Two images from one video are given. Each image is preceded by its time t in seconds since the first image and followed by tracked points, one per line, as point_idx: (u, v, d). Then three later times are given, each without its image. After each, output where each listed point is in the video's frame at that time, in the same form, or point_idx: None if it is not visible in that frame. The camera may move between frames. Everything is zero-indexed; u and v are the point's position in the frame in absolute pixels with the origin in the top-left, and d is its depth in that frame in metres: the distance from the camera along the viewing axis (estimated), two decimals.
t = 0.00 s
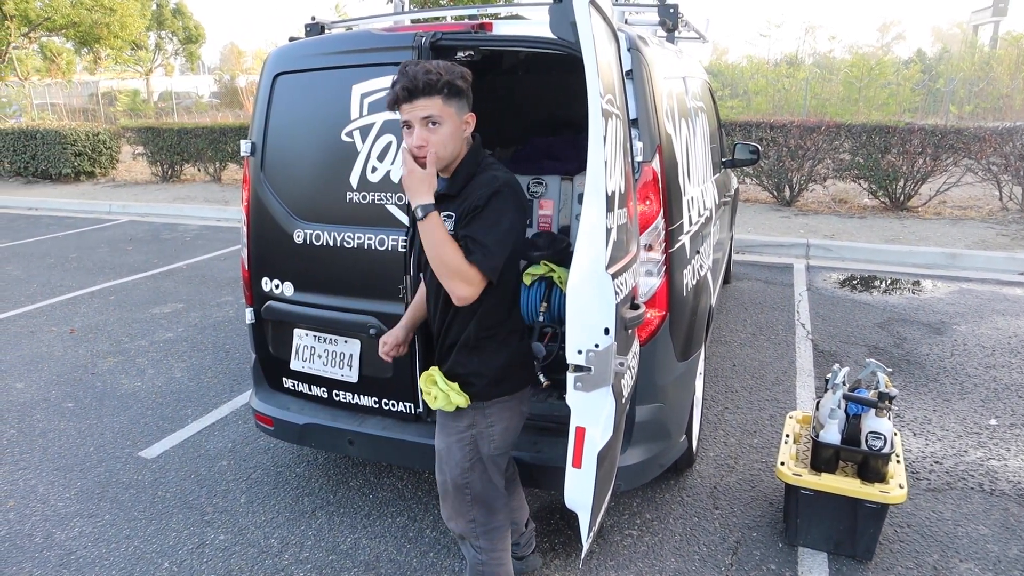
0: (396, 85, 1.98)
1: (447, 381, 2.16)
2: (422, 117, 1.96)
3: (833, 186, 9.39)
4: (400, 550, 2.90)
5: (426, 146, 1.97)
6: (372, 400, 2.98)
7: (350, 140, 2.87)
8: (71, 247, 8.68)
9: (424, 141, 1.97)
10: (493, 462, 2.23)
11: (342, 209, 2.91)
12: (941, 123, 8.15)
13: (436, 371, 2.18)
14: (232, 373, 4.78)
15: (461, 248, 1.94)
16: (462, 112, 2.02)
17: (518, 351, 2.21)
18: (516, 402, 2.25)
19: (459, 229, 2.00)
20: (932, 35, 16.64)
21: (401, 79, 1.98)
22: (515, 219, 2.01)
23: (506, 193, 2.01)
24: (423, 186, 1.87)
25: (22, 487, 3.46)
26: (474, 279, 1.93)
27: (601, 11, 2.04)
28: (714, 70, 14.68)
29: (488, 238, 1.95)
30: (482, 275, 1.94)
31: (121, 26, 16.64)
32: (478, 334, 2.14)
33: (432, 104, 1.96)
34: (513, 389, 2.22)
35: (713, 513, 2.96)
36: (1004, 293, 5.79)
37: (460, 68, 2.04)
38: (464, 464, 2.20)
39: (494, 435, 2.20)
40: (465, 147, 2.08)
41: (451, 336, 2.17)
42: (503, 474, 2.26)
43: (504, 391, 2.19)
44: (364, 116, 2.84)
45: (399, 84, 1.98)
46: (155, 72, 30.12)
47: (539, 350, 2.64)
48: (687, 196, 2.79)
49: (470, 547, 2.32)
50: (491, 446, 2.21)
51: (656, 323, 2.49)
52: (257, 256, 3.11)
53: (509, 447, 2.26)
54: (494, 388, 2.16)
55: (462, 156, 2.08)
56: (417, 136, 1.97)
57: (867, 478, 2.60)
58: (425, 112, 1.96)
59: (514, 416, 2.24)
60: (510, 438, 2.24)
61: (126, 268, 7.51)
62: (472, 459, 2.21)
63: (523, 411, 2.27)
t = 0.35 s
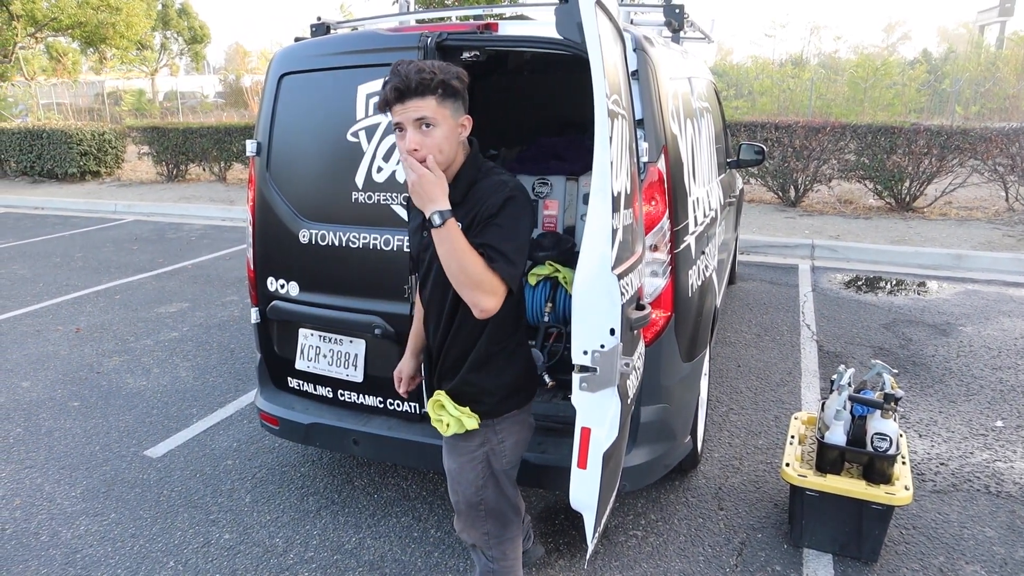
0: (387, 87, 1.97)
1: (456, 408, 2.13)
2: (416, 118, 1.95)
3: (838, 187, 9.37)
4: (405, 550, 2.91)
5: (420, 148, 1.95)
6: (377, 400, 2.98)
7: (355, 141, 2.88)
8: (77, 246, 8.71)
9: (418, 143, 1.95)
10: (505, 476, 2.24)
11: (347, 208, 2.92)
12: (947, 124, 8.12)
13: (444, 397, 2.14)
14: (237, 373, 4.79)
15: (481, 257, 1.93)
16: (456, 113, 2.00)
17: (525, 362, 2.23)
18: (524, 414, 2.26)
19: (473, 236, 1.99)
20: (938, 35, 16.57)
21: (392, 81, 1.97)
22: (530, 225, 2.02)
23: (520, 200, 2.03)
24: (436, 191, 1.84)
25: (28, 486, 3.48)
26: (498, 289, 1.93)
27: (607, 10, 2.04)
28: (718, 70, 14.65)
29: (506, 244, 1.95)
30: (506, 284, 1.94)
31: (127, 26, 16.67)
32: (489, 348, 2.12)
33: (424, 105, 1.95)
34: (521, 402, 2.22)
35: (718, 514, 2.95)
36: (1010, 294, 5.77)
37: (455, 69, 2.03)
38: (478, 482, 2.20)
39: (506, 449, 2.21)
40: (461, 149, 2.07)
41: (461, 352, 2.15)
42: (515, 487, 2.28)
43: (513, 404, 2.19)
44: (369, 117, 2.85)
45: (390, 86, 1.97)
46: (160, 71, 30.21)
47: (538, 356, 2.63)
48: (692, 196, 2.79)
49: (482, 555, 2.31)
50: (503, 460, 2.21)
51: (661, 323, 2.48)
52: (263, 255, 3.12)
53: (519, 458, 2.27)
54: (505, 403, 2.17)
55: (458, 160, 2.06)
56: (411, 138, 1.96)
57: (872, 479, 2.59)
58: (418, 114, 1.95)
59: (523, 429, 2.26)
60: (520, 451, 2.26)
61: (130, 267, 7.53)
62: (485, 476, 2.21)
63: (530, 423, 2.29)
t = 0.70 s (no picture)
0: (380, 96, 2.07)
1: (456, 406, 2.15)
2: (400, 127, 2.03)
3: (845, 188, 9.35)
4: (414, 549, 2.92)
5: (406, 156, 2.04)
6: (386, 400, 3.00)
7: (365, 141, 2.89)
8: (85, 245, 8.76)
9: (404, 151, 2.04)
10: (507, 478, 2.24)
11: (357, 209, 2.93)
12: (955, 125, 8.10)
13: (444, 396, 2.16)
14: (245, 372, 4.82)
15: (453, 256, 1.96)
16: (445, 113, 2.02)
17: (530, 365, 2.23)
18: (530, 419, 2.27)
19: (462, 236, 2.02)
20: (946, 35, 16.51)
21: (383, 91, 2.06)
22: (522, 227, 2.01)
23: (513, 201, 2.02)
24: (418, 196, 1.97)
25: (39, 483, 3.50)
26: (461, 291, 1.94)
27: (619, 12, 2.05)
28: (724, 70, 14.63)
29: (489, 245, 1.94)
30: (471, 286, 1.93)
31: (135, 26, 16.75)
32: (490, 351, 2.13)
33: (405, 114, 2.00)
34: (527, 405, 2.23)
35: (726, 515, 2.96)
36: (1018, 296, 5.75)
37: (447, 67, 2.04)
38: (479, 481, 2.22)
39: (508, 452, 2.21)
40: (456, 150, 2.07)
41: (463, 353, 2.17)
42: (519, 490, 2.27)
43: (519, 408, 2.19)
44: (380, 117, 2.86)
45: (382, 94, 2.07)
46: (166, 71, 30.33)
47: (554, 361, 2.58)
48: (702, 197, 2.80)
49: (489, 556, 2.32)
50: (506, 463, 2.22)
51: (671, 324, 2.49)
52: (273, 255, 3.13)
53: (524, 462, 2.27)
54: (509, 407, 2.17)
55: (455, 159, 2.08)
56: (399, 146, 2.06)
57: (881, 481, 2.60)
58: (400, 122, 2.01)
59: (528, 433, 2.26)
60: (524, 454, 2.26)
61: (138, 266, 7.57)
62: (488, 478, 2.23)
63: (536, 427, 2.30)
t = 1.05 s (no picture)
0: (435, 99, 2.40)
1: (437, 385, 2.24)
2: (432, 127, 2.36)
3: (850, 188, 9.34)
4: (420, 545, 2.95)
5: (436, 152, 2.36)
6: (392, 398, 3.02)
7: (373, 141, 2.92)
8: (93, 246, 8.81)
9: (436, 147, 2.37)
10: (494, 467, 2.29)
11: (365, 208, 2.96)
12: (961, 125, 8.10)
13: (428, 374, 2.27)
14: (253, 371, 4.84)
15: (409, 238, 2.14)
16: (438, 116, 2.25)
17: (517, 356, 2.26)
18: (519, 415, 2.29)
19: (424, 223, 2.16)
20: (952, 35, 16.49)
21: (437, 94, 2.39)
22: (466, 221, 2.05)
23: (462, 193, 2.07)
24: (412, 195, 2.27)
25: (48, 481, 3.54)
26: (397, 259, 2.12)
27: (627, 14, 2.07)
28: (729, 71, 14.63)
29: (429, 237, 2.05)
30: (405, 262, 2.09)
31: (142, 27, 16.84)
32: (467, 340, 2.24)
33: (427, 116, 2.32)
34: (513, 397, 2.26)
35: (730, 513, 2.97)
36: None
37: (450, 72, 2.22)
38: (464, 464, 2.31)
39: (491, 440, 2.26)
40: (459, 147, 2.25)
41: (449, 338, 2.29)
42: (507, 481, 2.30)
43: (502, 398, 2.25)
44: (388, 117, 2.89)
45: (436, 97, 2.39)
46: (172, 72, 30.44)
47: (564, 364, 2.48)
48: (707, 197, 2.82)
49: (486, 547, 2.37)
50: (491, 451, 2.27)
51: (676, 323, 2.51)
52: (281, 253, 3.16)
53: (514, 455, 2.30)
54: (489, 396, 2.24)
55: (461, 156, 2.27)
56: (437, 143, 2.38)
57: (885, 479, 2.61)
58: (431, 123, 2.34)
59: (514, 427, 2.28)
60: (511, 445, 2.29)
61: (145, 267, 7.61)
62: (473, 462, 2.31)
63: (528, 423, 2.31)
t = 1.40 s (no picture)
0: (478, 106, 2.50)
1: (443, 354, 2.35)
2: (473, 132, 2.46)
3: (853, 189, 9.33)
4: (421, 545, 2.97)
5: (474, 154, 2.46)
6: (394, 399, 3.04)
7: (374, 143, 2.93)
8: (97, 246, 8.84)
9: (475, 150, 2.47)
10: (484, 443, 2.34)
11: (367, 210, 2.97)
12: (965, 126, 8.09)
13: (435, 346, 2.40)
14: (255, 371, 4.87)
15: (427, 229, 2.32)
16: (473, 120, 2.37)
17: (516, 336, 2.32)
18: (515, 396, 2.33)
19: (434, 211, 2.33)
20: (957, 36, 16.45)
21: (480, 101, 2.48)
22: (457, 208, 2.21)
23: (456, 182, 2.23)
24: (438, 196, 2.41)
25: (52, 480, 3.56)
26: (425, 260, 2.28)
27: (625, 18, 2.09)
28: (732, 71, 14.61)
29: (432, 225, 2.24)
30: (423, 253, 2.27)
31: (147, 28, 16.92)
32: (471, 316, 2.36)
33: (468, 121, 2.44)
34: (510, 376, 2.31)
35: (730, 514, 2.98)
36: None
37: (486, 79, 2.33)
38: (460, 435, 2.38)
39: (481, 414, 2.32)
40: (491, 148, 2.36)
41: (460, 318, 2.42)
42: (498, 458, 2.34)
43: (498, 375, 2.32)
44: (389, 119, 2.90)
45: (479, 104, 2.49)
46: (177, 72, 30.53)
47: (570, 355, 2.38)
48: (707, 199, 2.83)
49: (476, 527, 2.40)
50: (482, 426, 2.33)
51: (675, 324, 2.52)
52: (283, 254, 3.18)
53: (506, 435, 2.34)
54: (485, 371, 2.32)
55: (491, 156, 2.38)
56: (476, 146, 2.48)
57: (884, 481, 2.61)
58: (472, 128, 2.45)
59: (509, 406, 2.33)
60: (502, 422, 2.33)
61: (149, 267, 7.64)
62: (467, 435, 2.37)
63: (523, 405, 2.34)
